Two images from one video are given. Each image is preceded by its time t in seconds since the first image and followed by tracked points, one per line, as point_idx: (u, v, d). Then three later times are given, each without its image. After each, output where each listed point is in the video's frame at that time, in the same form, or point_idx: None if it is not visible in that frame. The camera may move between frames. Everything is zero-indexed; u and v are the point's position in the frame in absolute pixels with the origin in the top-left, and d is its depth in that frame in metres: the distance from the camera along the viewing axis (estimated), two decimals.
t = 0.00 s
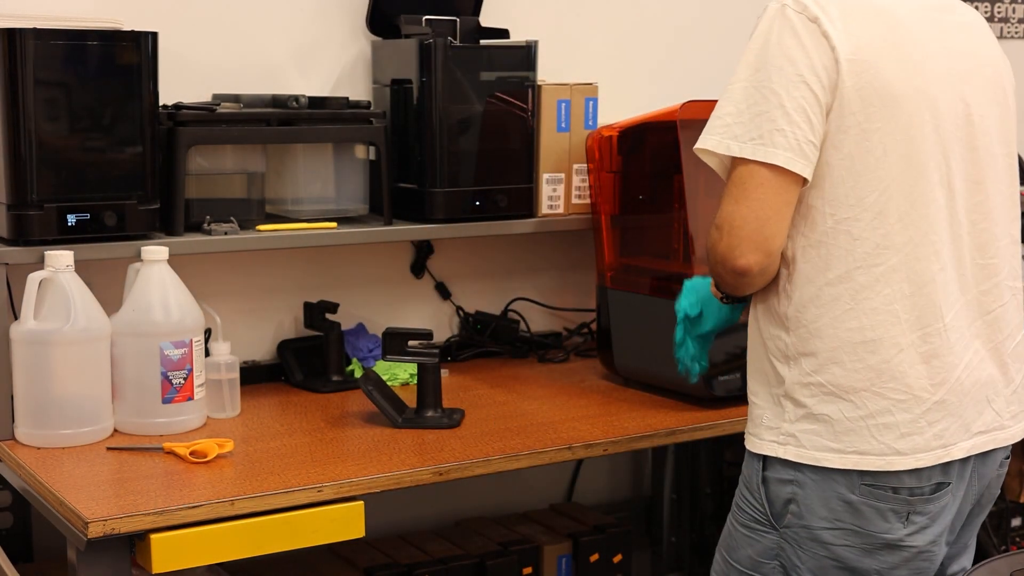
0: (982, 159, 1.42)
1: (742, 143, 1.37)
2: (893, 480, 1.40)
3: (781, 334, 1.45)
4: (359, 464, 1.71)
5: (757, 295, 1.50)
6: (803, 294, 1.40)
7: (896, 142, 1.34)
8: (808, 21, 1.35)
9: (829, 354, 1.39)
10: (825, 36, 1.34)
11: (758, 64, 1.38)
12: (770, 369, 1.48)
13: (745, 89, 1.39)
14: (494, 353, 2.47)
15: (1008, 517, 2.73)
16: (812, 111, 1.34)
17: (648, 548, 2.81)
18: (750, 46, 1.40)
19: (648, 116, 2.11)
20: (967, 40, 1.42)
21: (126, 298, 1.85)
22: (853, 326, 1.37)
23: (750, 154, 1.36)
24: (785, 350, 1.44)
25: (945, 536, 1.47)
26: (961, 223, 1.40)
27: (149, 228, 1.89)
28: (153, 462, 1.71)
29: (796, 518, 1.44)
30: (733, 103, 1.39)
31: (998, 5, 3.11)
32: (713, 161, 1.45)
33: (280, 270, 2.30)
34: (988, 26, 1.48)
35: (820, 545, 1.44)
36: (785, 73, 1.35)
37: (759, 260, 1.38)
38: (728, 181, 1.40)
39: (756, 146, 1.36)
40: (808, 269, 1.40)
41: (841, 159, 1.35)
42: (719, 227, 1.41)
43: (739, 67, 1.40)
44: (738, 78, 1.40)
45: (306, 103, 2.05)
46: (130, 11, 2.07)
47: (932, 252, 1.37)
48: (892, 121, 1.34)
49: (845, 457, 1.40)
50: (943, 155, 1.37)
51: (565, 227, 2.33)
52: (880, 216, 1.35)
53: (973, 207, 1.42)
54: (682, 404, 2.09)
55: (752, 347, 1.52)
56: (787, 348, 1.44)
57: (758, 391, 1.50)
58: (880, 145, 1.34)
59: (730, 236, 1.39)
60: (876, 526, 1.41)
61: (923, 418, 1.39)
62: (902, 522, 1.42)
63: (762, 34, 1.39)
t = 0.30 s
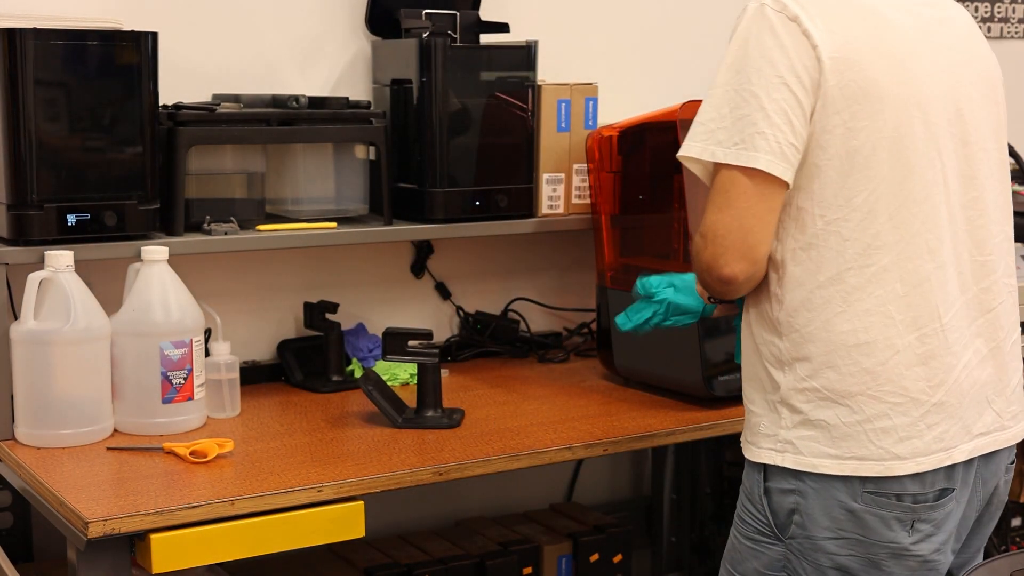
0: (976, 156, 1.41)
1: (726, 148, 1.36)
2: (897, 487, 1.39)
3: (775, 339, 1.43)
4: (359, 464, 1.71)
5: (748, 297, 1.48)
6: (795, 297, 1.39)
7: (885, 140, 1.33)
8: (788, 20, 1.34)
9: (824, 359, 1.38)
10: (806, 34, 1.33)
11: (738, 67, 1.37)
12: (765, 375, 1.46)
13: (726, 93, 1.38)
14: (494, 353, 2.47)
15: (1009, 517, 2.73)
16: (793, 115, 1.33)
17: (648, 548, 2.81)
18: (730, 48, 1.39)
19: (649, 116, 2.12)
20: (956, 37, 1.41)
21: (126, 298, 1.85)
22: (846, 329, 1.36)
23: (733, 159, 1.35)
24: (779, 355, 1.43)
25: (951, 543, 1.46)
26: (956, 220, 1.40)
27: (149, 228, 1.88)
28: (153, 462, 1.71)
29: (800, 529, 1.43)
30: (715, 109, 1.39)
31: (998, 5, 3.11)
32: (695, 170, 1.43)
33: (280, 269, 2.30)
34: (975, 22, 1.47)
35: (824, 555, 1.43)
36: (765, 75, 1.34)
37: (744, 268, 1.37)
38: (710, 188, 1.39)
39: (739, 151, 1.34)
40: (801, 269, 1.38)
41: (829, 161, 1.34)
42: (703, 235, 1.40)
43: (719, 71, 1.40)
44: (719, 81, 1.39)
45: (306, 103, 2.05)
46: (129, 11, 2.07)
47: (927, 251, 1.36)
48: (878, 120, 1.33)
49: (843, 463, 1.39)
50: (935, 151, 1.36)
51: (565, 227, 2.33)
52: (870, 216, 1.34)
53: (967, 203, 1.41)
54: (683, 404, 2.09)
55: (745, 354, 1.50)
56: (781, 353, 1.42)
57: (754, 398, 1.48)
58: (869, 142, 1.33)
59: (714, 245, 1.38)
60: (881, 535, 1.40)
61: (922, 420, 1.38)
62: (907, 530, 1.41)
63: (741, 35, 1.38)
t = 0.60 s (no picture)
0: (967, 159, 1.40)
1: (702, 159, 1.37)
2: (889, 496, 1.39)
3: (762, 347, 1.43)
4: (359, 464, 1.71)
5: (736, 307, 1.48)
6: (782, 304, 1.38)
7: (864, 145, 1.32)
8: (763, 25, 1.34)
9: (810, 367, 1.38)
10: (779, 39, 1.33)
11: (713, 74, 1.38)
12: (753, 382, 1.46)
13: (702, 101, 1.38)
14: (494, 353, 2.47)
15: (1009, 517, 2.74)
16: (767, 123, 1.33)
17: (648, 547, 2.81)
18: (706, 53, 1.40)
19: (654, 116, 2.15)
20: (947, 36, 1.40)
21: (126, 298, 1.85)
22: (831, 337, 1.36)
23: (709, 170, 1.36)
24: (766, 363, 1.43)
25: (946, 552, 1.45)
26: (947, 224, 1.39)
27: (149, 228, 1.88)
28: (153, 462, 1.71)
29: (791, 538, 1.43)
30: (690, 117, 1.39)
31: (998, 5, 3.11)
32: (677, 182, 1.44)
33: (280, 269, 2.30)
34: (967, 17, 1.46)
35: (816, 565, 1.42)
36: (739, 82, 1.34)
37: (728, 280, 1.38)
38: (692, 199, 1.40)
39: (715, 161, 1.35)
40: (789, 275, 1.38)
41: (811, 166, 1.34)
42: (686, 249, 1.41)
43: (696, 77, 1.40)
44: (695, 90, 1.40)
45: (306, 103, 2.05)
46: (129, 11, 2.07)
47: (916, 257, 1.35)
48: (859, 123, 1.32)
49: (832, 473, 1.38)
50: (921, 154, 1.35)
51: (565, 227, 2.33)
52: (854, 222, 1.33)
53: (956, 205, 1.40)
54: (684, 404, 2.09)
55: (735, 361, 1.50)
56: (768, 361, 1.42)
57: (744, 405, 1.48)
58: (849, 147, 1.32)
59: (698, 259, 1.39)
60: (873, 544, 1.40)
61: (912, 429, 1.38)
62: (899, 539, 1.40)
63: (718, 39, 1.38)
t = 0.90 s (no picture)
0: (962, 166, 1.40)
1: (677, 166, 1.37)
2: (875, 506, 1.38)
3: (749, 354, 1.44)
4: (359, 464, 1.71)
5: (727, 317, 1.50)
6: (768, 312, 1.38)
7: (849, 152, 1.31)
8: (744, 32, 1.33)
9: (795, 376, 1.38)
10: (760, 45, 1.32)
11: (691, 79, 1.38)
12: (742, 389, 1.47)
13: (681, 107, 1.38)
14: (494, 353, 2.47)
15: (1009, 517, 2.74)
16: (743, 132, 1.33)
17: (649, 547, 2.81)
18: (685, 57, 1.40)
19: (653, 116, 2.15)
20: (941, 36, 1.40)
21: (126, 298, 1.85)
22: (815, 347, 1.36)
23: (684, 178, 1.36)
24: (752, 370, 1.44)
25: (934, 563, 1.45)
26: (944, 230, 1.38)
27: (149, 227, 1.88)
28: (154, 462, 1.71)
29: (777, 546, 1.43)
30: (669, 123, 1.40)
31: (998, 5, 3.11)
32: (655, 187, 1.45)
33: (280, 269, 2.30)
34: (961, 12, 1.46)
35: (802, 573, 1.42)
36: (716, 90, 1.34)
37: (696, 288, 1.41)
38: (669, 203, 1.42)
39: (690, 169, 1.36)
40: (774, 281, 1.38)
41: (792, 177, 1.34)
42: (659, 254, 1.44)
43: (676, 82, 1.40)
44: (674, 95, 1.39)
45: (306, 104, 2.04)
46: (128, 11, 2.07)
47: (904, 265, 1.34)
48: (844, 129, 1.31)
49: (816, 483, 1.38)
50: (910, 159, 1.34)
51: (565, 227, 2.34)
52: (839, 229, 1.33)
53: (953, 210, 1.39)
54: (686, 405, 2.08)
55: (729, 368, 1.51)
56: (754, 368, 1.43)
57: (734, 412, 1.49)
58: (834, 155, 1.31)
59: (669, 265, 1.42)
60: (859, 554, 1.40)
61: (897, 441, 1.37)
62: (886, 550, 1.40)
63: (697, 43, 1.38)
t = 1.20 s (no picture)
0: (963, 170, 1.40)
1: (676, 173, 1.36)
2: (874, 514, 1.38)
3: (745, 363, 1.43)
4: (359, 464, 1.70)
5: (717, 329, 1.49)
6: (767, 321, 1.38)
7: (857, 159, 1.30)
8: (747, 37, 1.32)
9: (794, 387, 1.37)
10: (765, 50, 1.31)
11: (692, 84, 1.36)
12: (736, 398, 1.46)
13: (681, 112, 1.37)
14: (494, 353, 2.47)
15: (1010, 517, 2.74)
16: (744, 139, 1.32)
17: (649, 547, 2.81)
18: (686, 60, 1.38)
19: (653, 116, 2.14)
20: (944, 39, 1.39)
21: (126, 298, 1.85)
22: (816, 357, 1.35)
23: (683, 185, 1.35)
24: (747, 378, 1.43)
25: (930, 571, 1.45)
26: (945, 235, 1.38)
27: (148, 227, 1.88)
28: (153, 462, 1.70)
29: (774, 554, 1.42)
30: (668, 128, 1.38)
31: (998, 5, 3.11)
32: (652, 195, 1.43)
33: (280, 269, 2.30)
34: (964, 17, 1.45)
35: None
36: (718, 96, 1.33)
37: (703, 299, 1.38)
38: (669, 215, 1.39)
39: (689, 176, 1.34)
40: (777, 289, 1.37)
41: (797, 184, 1.32)
42: (663, 267, 1.41)
43: (674, 87, 1.38)
44: (674, 99, 1.38)
45: (305, 103, 2.04)
46: (128, 11, 2.06)
47: (907, 274, 1.34)
48: (850, 136, 1.30)
49: (815, 495, 1.38)
50: (915, 165, 1.33)
51: (565, 226, 2.33)
52: (843, 238, 1.32)
53: (955, 217, 1.39)
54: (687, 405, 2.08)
55: (719, 373, 1.51)
56: (750, 377, 1.43)
57: (728, 419, 1.48)
58: (839, 163, 1.30)
59: (674, 277, 1.39)
60: (857, 562, 1.39)
61: (897, 452, 1.37)
62: (884, 558, 1.40)
63: (698, 47, 1.36)
